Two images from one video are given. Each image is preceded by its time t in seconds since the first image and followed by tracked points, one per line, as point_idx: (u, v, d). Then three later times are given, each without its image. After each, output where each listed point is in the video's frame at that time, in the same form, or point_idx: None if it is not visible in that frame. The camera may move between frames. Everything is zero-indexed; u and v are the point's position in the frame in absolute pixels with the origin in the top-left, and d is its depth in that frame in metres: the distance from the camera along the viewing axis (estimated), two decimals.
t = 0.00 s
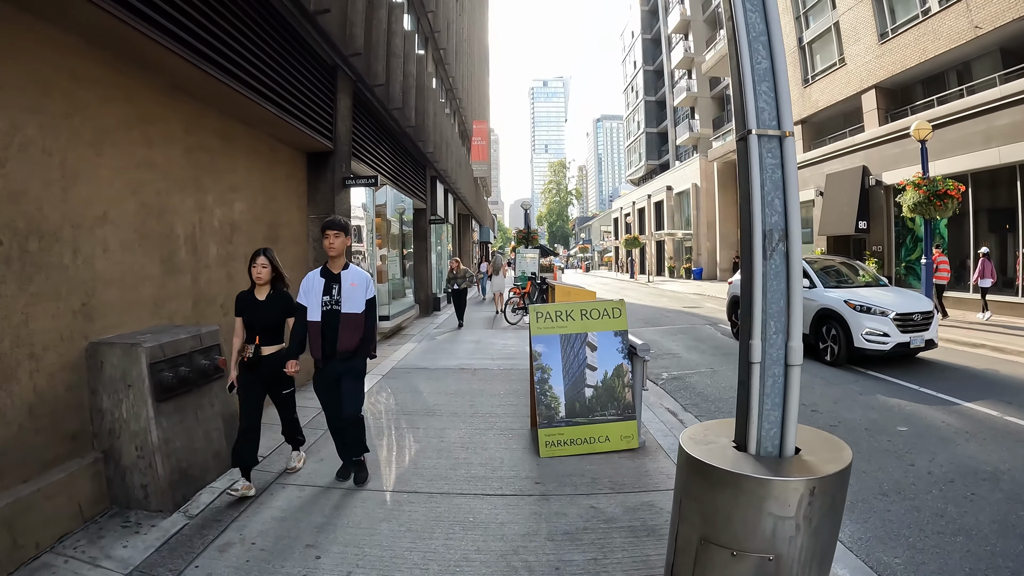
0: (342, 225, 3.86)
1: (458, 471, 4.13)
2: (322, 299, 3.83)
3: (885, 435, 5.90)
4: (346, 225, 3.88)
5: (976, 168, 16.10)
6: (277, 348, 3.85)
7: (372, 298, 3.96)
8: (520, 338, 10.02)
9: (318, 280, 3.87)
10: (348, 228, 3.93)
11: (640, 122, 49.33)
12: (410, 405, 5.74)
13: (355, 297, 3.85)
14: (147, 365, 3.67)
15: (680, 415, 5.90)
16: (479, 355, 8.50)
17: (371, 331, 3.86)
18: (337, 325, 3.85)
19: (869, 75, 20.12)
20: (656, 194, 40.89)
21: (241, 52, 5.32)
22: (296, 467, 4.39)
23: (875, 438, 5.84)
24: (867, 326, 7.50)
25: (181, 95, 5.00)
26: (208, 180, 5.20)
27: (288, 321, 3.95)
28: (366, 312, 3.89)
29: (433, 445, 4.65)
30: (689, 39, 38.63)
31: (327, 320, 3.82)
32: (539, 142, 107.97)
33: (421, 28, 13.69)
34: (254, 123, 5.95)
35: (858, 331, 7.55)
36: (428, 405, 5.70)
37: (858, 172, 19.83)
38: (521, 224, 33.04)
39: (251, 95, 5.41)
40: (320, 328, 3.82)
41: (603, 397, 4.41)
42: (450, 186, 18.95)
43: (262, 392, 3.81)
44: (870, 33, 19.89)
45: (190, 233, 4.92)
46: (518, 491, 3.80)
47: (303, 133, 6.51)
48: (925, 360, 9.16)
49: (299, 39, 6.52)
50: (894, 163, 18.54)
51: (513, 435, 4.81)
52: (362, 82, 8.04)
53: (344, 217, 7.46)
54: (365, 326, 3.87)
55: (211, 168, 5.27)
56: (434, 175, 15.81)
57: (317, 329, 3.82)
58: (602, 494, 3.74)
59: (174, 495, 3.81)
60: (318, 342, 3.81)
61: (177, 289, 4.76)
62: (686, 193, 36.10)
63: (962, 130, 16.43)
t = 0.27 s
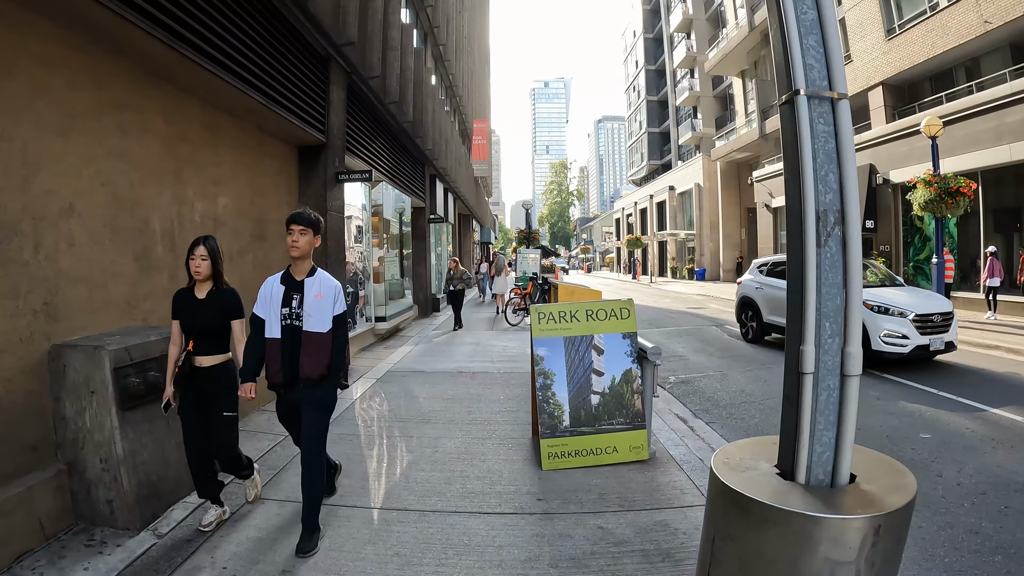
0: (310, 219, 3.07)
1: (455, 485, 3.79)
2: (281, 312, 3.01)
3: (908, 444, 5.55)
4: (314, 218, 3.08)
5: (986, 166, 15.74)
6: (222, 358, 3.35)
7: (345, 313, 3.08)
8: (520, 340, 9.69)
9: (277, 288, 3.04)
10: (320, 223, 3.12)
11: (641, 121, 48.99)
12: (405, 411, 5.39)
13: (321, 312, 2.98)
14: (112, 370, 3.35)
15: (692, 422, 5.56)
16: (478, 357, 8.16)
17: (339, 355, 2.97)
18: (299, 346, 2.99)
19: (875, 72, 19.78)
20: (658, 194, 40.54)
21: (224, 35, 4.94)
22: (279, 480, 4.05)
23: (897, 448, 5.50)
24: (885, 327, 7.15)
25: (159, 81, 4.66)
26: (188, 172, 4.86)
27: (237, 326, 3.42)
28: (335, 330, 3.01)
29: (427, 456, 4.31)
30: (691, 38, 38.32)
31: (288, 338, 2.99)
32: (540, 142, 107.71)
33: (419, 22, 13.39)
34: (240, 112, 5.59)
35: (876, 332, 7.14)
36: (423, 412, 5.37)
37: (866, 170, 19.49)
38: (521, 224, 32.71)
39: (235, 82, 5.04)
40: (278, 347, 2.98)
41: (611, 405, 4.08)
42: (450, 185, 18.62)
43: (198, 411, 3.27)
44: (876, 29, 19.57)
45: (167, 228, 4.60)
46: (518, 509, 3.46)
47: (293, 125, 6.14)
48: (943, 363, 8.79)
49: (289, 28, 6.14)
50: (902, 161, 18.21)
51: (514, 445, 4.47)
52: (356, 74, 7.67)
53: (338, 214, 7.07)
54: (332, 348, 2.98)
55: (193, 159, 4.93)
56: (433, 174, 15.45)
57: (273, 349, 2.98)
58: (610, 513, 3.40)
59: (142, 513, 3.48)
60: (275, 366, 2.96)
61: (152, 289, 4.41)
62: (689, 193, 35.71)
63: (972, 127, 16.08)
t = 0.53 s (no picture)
0: (254, 200, 2.42)
1: (454, 509, 3.47)
2: (221, 326, 2.35)
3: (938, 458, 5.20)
4: (262, 197, 2.46)
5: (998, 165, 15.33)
6: (159, 391, 2.62)
7: (302, 318, 2.42)
8: (525, 344, 9.34)
9: (217, 290, 2.41)
10: (272, 206, 2.50)
11: (646, 121, 48.55)
12: (402, 422, 5.07)
13: (267, 320, 2.33)
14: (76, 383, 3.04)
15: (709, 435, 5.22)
16: (481, 363, 7.81)
17: (291, 374, 2.33)
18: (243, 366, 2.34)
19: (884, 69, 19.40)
20: (662, 194, 40.15)
21: (210, 21, 4.62)
22: (264, 500, 3.73)
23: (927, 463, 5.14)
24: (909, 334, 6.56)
25: (142, 70, 4.39)
26: (169, 168, 4.56)
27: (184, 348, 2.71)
28: (285, 343, 2.36)
29: (424, 474, 3.98)
30: (695, 37, 37.93)
31: (231, 360, 2.34)
32: (542, 143, 107.40)
33: (420, 18, 13.10)
34: (228, 105, 5.28)
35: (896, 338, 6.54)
36: (422, 424, 5.04)
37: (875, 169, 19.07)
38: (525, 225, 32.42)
39: (221, 71, 4.72)
40: (218, 371, 2.35)
41: (625, 420, 3.75)
42: (452, 185, 18.30)
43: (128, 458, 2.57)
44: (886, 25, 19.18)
45: (146, 228, 4.29)
46: (523, 537, 3.14)
47: (286, 119, 5.82)
48: (964, 369, 8.41)
49: (285, 18, 5.82)
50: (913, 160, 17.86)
51: (520, 463, 4.13)
52: (354, 67, 7.33)
53: (335, 214, 6.72)
54: (282, 367, 2.35)
55: (175, 154, 4.63)
56: (435, 173, 15.11)
57: (212, 374, 2.35)
58: (625, 543, 3.08)
59: (110, 539, 3.17)
60: (214, 394, 2.34)
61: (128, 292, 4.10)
62: (693, 193, 35.31)
63: (985, 125, 15.67)
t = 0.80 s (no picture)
0: (132, 193, 1.74)
1: (450, 537, 3.14)
2: (102, 373, 1.67)
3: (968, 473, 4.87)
4: (141, 190, 1.77)
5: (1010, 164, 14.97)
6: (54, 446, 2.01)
7: (212, 362, 1.70)
8: (527, 349, 9.03)
9: (98, 325, 1.71)
10: (158, 199, 1.80)
11: (648, 121, 48.21)
12: (397, 436, 4.75)
13: (158, 366, 1.62)
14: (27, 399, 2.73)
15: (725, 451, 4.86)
16: (482, 369, 7.48)
17: (197, 444, 1.62)
18: (137, 433, 1.65)
19: (893, 67, 19.05)
20: (665, 196, 39.80)
21: (191, 5, 4.31)
22: (242, 525, 3.39)
23: (957, 477, 4.80)
24: (934, 339, 6.11)
25: (116, 58, 4.08)
26: (145, 163, 4.24)
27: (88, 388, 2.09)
28: (190, 398, 1.65)
29: (418, 495, 3.64)
30: (699, 37, 37.61)
31: (117, 424, 1.65)
32: (544, 144, 107.10)
33: (421, 15, 12.83)
34: (211, 97, 4.96)
35: (924, 345, 6.19)
36: (418, 437, 4.71)
37: (883, 170, 18.68)
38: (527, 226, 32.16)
39: (202, 60, 4.40)
40: (104, 440, 1.67)
41: (637, 437, 3.42)
42: (454, 185, 18.01)
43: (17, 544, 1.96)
44: (894, 22, 18.82)
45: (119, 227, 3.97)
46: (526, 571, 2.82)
47: (275, 113, 5.50)
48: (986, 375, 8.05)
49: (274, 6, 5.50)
50: (922, 160, 17.50)
51: (522, 483, 3.79)
52: (349, 61, 7.01)
53: (329, 213, 6.39)
54: (191, 433, 1.64)
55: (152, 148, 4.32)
56: (436, 173, 14.80)
57: (98, 444, 1.67)
58: None
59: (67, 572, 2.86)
60: (100, 474, 1.65)
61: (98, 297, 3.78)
62: (697, 194, 34.94)
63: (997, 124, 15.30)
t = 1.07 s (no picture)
0: None
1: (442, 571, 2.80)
2: None
3: (1004, 491, 4.50)
4: None
5: None
6: None
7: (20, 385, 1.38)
8: (529, 352, 8.67)
9: None
10: None
11: (652, 121, 47.80)
12: (389, 450, 4.41)
13: None
14: None
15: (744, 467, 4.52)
16: (481, 374, 7.12)
17: None
18: None
19: (902, 63, 18.61)
20: (669, 195, 39.39)
21: None
22: (212, 554, 3.06)
23: (992, 495, 4.43)
24: (967, 346, 5.71)
25: (83, 40, 3.73)
26: (114, 155, 3.91)
27: None
28: None
29: (408, 520, 3.31)
30: (703, 35, 37.18)
31: None
32: (547, 145, 106.84)
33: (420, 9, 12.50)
34: (189, 85, 4.63)
35: (954, 352, 5.79)
36: (411, 452, 4.36)
37: (892, 169, 18.25)
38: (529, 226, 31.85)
39: (178, 44, 4.07)
40: None
41: (651, 456, 3.09)
42: (455, 184, 17.67)
43: None
44: (904, 17, 18.37)
45: (84, 225, 3.63)
46: None
47: (260, 103, 5.17)
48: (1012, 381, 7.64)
49: None
50: (933, 158, 17.05)
51: (524, 505, 3.45)
52: (342, 51, 6.68)
53: (320, 210, 6.07)
54: None
55: (121, 139, 3.97)
56: (436, 171, 14.45)
57: None
58: None
59: None
60: None
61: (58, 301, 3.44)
62: (702, 194, 34.51)
63: (1010, 120, 14.88)
